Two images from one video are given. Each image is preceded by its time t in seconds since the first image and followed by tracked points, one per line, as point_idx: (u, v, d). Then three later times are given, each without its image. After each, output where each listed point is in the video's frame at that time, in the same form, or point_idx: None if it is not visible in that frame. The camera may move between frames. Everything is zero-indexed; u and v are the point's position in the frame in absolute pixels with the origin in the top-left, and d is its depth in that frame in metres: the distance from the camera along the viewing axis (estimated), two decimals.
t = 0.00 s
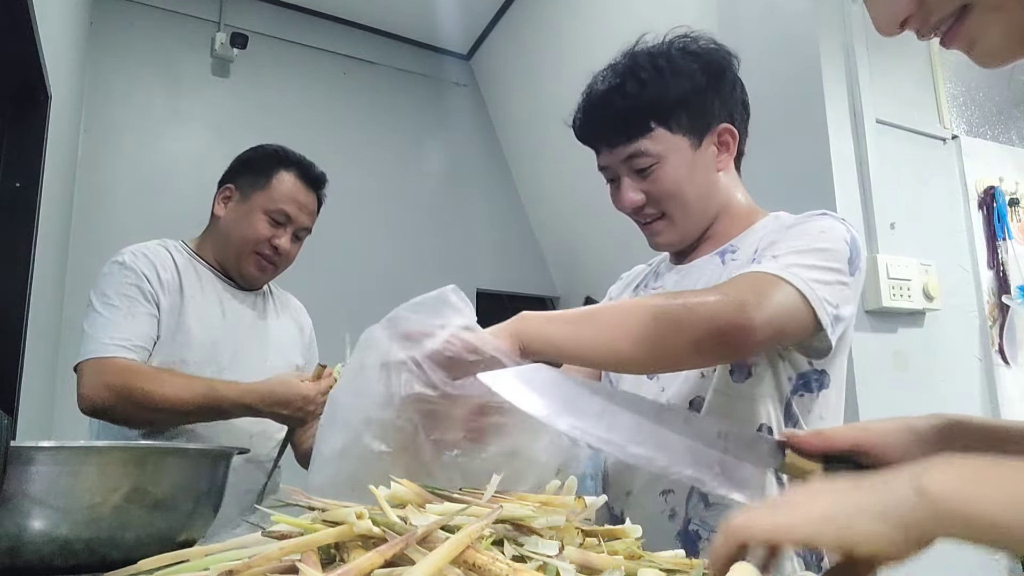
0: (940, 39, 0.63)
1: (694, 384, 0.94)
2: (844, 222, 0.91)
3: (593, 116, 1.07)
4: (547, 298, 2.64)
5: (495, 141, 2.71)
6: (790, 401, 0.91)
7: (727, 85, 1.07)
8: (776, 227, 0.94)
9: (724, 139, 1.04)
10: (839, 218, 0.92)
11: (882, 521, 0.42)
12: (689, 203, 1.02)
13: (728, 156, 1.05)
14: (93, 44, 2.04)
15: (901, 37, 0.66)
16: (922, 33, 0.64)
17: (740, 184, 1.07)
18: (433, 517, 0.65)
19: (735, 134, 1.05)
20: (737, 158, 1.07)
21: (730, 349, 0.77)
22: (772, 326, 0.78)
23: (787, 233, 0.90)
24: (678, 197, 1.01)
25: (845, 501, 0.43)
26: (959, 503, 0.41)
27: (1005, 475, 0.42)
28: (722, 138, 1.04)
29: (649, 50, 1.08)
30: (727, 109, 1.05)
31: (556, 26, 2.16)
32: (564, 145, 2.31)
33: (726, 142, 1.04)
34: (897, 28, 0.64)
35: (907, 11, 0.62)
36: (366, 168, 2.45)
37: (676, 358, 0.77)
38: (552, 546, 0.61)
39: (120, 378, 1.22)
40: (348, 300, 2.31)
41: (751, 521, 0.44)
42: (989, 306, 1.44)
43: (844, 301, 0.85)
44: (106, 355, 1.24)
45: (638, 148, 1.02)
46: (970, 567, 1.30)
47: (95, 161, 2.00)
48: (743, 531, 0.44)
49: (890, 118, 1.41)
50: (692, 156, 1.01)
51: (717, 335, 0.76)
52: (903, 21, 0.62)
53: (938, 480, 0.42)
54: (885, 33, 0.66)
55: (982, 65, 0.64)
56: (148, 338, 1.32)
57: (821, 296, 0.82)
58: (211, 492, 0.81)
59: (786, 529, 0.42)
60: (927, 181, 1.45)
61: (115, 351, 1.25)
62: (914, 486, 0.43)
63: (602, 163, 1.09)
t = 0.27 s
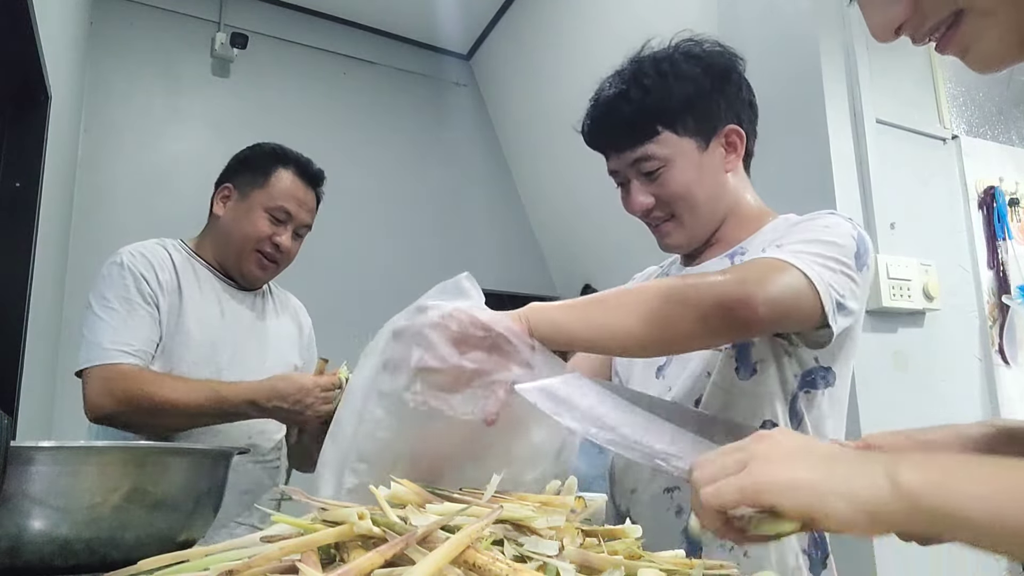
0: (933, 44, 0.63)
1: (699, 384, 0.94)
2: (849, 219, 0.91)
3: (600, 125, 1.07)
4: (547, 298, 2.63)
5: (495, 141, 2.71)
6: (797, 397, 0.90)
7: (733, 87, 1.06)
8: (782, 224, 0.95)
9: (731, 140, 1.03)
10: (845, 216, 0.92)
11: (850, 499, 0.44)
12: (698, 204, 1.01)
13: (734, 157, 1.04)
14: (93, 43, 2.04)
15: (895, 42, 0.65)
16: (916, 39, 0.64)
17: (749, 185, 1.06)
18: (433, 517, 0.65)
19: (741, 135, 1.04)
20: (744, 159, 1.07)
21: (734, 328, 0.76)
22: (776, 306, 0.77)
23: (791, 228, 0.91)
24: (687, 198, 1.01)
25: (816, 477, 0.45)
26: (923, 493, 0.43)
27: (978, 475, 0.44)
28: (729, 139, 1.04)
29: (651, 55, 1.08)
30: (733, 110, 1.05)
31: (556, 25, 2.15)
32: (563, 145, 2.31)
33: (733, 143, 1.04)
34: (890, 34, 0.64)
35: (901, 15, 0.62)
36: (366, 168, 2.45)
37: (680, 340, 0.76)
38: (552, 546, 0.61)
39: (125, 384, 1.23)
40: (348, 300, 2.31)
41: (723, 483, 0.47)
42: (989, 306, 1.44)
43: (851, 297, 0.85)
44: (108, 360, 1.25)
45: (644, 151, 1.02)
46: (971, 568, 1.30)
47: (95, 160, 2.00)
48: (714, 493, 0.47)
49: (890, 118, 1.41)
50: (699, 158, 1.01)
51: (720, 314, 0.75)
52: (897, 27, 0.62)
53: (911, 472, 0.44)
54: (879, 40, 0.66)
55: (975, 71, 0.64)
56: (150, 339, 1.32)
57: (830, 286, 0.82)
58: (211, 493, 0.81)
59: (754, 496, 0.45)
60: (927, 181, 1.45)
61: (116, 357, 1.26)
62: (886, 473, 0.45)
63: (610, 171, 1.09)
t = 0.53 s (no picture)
0: (938, 42, 0.63)
1: (708, 383, 0.94)
2: (854, 220, 0.91)
3: (608, 120, 1.06)
4: (547, 298, 2.63)
5: (495, 141, 2.71)
6: (804, 397, 0.90)
7: (740, 84, 1.06)
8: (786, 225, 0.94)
9: (738, 136, 1.04)
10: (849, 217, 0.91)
11: (876, 540, 0.43)
12: (705, 200, 1.01)
13: (741, 153, 1.04)
14: (93, 44, 2.04)
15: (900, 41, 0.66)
16: (921, 37, 0.64)
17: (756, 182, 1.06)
18: (433, 517, 0.65)
19: (748, 131, 1.04)
20: (750, 157, 1.07)
21: (733, 338, 0.76)
22: (776, 314, 0.77)
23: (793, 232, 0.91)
24: (695, 193, 1.00)
25: (834, 522, 0.43)
26: (951, 528, 0.42)
27: (999, 499, 0.42)
28: (736, 134, 1.04)
29: (659, 53, 1.09)
30: (741, 107, 1.05)
31: (556, 25, 2.15)
32: (563, 145, 2.31)
33: (739, 139, 1.04)
34: (896, 32, 0.64)
35: (906, 14, 0.62)
36: (366, 168, 2.45)
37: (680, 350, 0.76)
38: (552, 546, 0.61)
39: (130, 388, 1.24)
40: (348, 300, 2.31)
41: (743, 543, 0.43)
42: (989, 306, 1.44)
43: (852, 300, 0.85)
44: (110, 363, 1.25)
45: (652, 146, 1.01)
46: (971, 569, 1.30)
47: (95, 161, 2.00)
48: (734, 551, 0.43)
49: (890, 118, 1.41)
50: (707, 152, 1.01)
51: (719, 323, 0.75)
52: (903, 24, 0.62)
53: (928, 505, 0.43)
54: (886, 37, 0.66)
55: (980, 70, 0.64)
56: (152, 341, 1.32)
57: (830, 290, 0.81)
58: (211, 493, 0.81)
59: (778, 550, 0.42)
60: (927, 181, 1.45)
61: (118, 360, 1.26)
62: (905, 507, 0.43)
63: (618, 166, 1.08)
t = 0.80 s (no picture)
0: (932, 38, 0.63)
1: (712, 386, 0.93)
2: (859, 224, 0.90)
3: (612, 108, 1.07)
4: (547, 298, 2.63)
5: (494, 141, 2.72)
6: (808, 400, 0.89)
7: (746, 81, 1.06)
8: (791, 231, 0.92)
9: (741, 131, 1.03)
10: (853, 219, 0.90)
11: (878, 546, 0.42)
12: (706, 194, 1.01)
13: (744, 149, 1.04)
14: (93, 44, 2.03)
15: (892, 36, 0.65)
16: (914, 32, 0.63)
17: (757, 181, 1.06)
18: (433, 517, 0.65)
19: (751, 127, 1.04)
20: (752, 153, 1.07)
21: (781, 399, 0.76)
22: (823, 368, 0.76)
23: (801, 241, 0.88)
24: (696, 188, 1.00)
25: (833, 528, 0.43)
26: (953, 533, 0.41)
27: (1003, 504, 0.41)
28: (738, 130, 1.03)
29: (668, 46, 1.09)
30: (746, 103, 1.05)
31: (556, 25, 2.15)
32: (563, 145, 2.31)
33: (743, 135, 1.04)
34: (890, 28, 0.63)
35: (901, 11, 0.61)
36: (366, 168, 2.45)
37: (695, 403, 0.77)
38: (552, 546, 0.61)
39: (129, 390, 1.24)
40: (348, 300, 2.31)
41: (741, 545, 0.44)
42: (989, 306, 1.44)
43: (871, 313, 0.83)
44: (111, 365, 1.26)
45: (654, 138, 1.02)
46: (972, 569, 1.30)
47: (95, 161, 2.00)
48: (733, 554, 0.44)
49: (890, 118, 1.41)
50: (709, 147, 1.01)
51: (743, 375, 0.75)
52: (897, 20, 0.61)
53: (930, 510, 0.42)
54: (877, 32, 0.65)
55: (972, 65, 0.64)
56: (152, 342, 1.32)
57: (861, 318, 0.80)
58: (211, 493, 0.80)
59: (777, 556, 0.43)
60: (927, 181, 1.45)
61: (120, 362, 1.26)
62: (908, 512, 0.42)
63: (620, 156, 1.09)
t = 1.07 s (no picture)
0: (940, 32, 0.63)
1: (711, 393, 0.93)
2: (872, 245, 0.89)
3: (622, 100, 1.06)
4: (547, 299, 2.63)
5: (494, 141, 2.72)
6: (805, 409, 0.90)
7: (757, 79, 1.06)
8: (806, 255, 0.90)
9: (752, 129, 1.04)
10: (866, 240, 0.89)
11: (876, 552, 0.42)
12: (716, 190, 1.01)
13: (754, 147, 1.05)
14: (93, 44, 2.03)
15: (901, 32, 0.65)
16: (921, 27, 0.63)
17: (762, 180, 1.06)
18: (433, 517, 0.65)
19: (763, 125, 1.05)
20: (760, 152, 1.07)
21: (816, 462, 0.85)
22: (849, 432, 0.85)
23: (824, 280, 0.87)
24: (707, 183, 1.00)
25: (828, 535, 0.44)
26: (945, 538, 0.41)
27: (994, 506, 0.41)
28: (751, 128, 1.04)
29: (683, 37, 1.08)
30: (757, 102, 1.05)
31: (556, 25, 2.15)
32: (562, 145, 2.31)
33: (753, 134, 1.04)
34: (896, 24, 0.64)
35: (904, 8, 0.62)
36: (366, 168, 2.45)
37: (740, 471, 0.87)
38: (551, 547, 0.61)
39: (129, 392, 1.21)
40: (348, 300, 2.31)
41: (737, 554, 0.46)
42: (989, 306, 1.44)
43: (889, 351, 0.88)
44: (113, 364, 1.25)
45: (667, 130, 1.01)
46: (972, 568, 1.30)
47: (95, 161, 2.00)
48: (733, 559, 0.46)
49: (890, 118, 1.41)
50: (721, 143, 1.01)
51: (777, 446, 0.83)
52: (902, 18, 0.62)
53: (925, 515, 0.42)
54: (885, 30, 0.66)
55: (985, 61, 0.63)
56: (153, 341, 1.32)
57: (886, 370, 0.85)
58: (210, 494, 0.81)
59: (771, 563, 0.44)
60: (927, 181, 1.45)
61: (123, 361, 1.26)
62: (904, 517, 0.43)
63: (628, 150, 1.08)
